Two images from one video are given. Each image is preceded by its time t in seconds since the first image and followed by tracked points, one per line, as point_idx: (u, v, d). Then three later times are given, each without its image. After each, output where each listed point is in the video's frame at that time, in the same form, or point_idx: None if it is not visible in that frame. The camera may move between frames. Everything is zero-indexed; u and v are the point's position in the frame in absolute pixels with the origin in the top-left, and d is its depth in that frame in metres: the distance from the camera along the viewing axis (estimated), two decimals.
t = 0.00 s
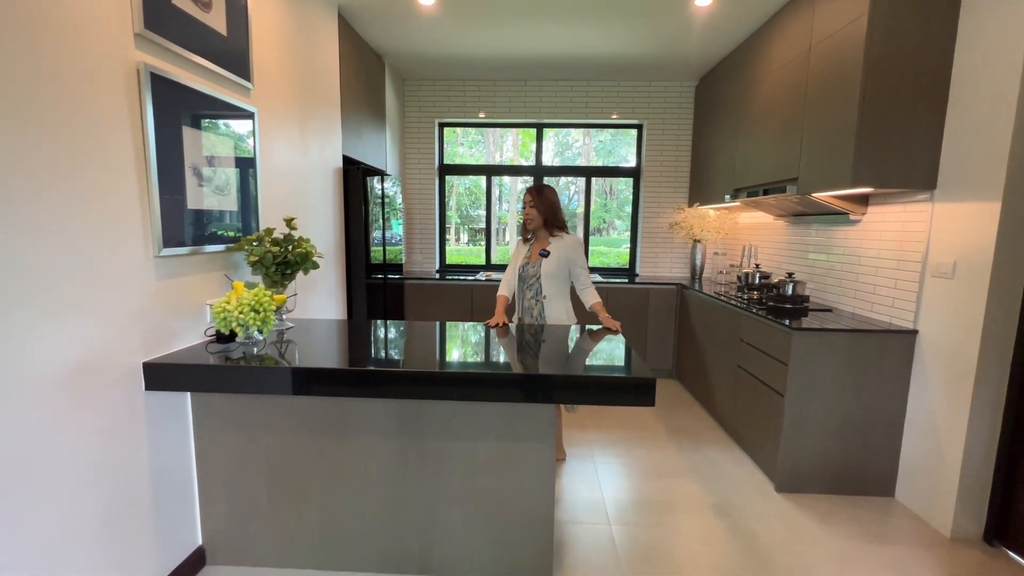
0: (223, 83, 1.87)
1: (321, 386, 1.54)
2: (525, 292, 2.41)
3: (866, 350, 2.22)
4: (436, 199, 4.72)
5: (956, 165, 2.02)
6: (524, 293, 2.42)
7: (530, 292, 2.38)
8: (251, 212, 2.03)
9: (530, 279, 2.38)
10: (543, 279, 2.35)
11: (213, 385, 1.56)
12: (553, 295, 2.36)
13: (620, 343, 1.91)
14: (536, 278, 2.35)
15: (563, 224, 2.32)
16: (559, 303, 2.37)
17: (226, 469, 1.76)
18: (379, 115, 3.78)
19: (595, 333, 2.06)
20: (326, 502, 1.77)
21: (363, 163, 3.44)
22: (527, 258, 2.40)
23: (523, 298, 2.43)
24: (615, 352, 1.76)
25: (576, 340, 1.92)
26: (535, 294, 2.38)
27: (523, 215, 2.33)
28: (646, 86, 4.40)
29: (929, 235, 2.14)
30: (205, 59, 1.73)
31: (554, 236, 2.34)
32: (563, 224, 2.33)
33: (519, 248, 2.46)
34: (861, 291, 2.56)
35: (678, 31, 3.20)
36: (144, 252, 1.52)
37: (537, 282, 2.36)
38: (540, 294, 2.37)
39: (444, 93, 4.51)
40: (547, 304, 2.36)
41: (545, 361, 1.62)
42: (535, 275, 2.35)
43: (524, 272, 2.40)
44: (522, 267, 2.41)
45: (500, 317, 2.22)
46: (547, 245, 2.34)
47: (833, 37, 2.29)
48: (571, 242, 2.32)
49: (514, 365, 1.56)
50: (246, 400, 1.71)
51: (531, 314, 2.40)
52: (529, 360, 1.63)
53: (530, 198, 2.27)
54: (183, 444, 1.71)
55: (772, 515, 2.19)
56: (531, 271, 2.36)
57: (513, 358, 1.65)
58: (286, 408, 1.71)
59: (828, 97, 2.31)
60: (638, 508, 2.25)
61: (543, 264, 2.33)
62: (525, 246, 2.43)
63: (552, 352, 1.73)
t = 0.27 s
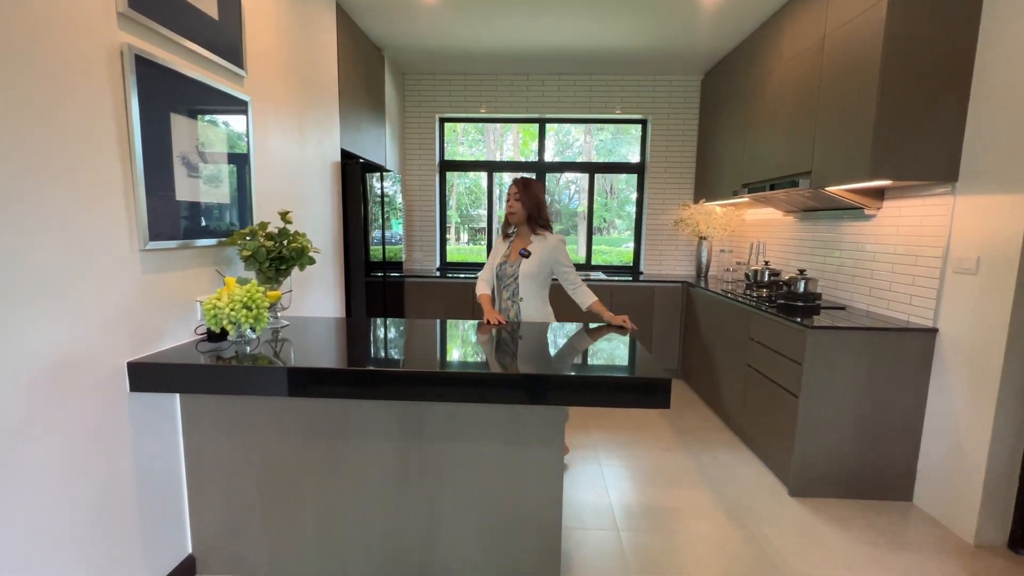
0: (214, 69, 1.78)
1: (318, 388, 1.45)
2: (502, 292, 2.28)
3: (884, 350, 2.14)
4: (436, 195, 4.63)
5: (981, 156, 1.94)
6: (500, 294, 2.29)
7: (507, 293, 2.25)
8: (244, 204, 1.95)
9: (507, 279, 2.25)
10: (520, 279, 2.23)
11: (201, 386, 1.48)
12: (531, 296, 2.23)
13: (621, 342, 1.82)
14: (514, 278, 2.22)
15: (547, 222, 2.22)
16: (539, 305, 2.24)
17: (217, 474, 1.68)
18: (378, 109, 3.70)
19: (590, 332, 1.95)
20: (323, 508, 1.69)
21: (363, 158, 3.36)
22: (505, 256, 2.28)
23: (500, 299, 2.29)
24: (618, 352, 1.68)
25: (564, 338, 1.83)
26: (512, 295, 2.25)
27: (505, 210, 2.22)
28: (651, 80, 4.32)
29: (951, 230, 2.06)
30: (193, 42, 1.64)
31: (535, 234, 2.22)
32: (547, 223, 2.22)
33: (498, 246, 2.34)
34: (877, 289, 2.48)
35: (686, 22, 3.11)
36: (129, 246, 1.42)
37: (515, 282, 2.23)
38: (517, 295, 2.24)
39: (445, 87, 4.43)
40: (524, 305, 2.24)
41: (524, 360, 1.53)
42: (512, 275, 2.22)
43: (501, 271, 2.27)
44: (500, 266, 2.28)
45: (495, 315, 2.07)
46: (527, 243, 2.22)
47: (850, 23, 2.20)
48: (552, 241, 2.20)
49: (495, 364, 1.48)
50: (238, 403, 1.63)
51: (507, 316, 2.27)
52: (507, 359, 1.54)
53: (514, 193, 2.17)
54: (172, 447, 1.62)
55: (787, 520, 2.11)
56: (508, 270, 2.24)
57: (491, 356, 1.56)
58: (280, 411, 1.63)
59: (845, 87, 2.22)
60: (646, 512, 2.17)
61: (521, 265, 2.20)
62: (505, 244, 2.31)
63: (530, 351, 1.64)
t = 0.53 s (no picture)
0: (195, 52, 1.67)
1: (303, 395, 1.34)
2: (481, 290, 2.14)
3: (907, 352, 2.03)
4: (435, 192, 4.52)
5: (1012, 147, 1.82)
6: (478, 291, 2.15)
7: (487, 289, 2.12)
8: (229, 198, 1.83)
9: (487, 275, 2.12)
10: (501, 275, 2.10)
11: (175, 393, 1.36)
12: (513, 293, 2.10)
13: (624, 339, 1.75)
14: (495, 274, 2.10)
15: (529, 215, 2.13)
16: (521, 303, 2.11)
17: (198, 485, 1.57)
18: (375, 102, 3.58)
19: (577, 334, 1.80)
20: (311, 522, 1.58)
21: (359, 152, 3.25)
22: (484, 251, 2.16)
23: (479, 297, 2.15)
24: (620, 351, 1.60)
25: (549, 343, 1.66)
26: (492, 292, 2.11)
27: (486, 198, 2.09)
28: (655, 74, 4.20)
29: (979, 225, 1.94)
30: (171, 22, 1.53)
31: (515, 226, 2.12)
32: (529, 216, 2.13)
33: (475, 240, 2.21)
34: (896, 287, 2.36)
35: (693, 10, 3.00)
36: (98, 240, 1.31)
37: (496, 278, 2.10)
38: (498, 292, 2.11)
39: (444, 81, 4.32)
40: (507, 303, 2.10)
41: (505, 367, 1.36)
42: (493, 271, 2.10)
43: (479, 267, 2.14)
44: (478, 261, 2.15)
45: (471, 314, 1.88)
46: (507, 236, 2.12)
47: (870, 7, 2.08)
48: (535, 235, 2.10)
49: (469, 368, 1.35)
50: (220, 411, 1.52)
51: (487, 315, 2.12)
52: (486, 367, 1.37)
53: (498, 181, 2.06)
54: (149, 458, 1.51)
55: (803, 531, 2.00)
56: (489, 265, 2.11)
57: (467, 363, 1.39)
58: (265, 418, 1.52)
59: (864, 74, 2.11)
60: (655, 523, 2.06)
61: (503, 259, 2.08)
62: (482, 237, 2.19)
63: (512, 357, 1.46)
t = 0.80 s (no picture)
0: (176, 38, 1.56)
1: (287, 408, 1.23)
2: (463, 293, 2.00)
3: (931, 357, 1.92)
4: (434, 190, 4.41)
5: None
6: (460, 295, 2.01)
7: (471, 293, 1.99)
8: (212, 194, 1.72)
9: (469, 277, 1.98)
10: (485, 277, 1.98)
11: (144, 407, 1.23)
12: (498, 296, 1.99)
13: (624, 339, 1.67)
14: (479, 276, 1.97)
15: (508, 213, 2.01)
16: (506, 306, 2.01)
17: (178, 503, 1.46)
18: (371, 97, 3.47)
19: (558, 336, 1.69)
20: (299, 541, 1.47)
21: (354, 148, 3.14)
22: (463, 251, 2.01)
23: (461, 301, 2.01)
24: (620, 352, 1.52)
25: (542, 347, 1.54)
26: (476, 295, 1.99)
27: (468, 195, 1.93)
28: (660, 68, 4.09)
29: (1008, 223, 1.83)
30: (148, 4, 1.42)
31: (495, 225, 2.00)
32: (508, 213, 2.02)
33: (451, 240, 2.05)
34: (915, 288, 2.26)
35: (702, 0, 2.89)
36: (62, 238, 1.20)
37: (480, 280, 1.98)
38: (483, 295, 1.99)
39: (443, 75, 4.21)
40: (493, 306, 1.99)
41: (489, 376, 1.24)
42: (476, 273, 1.97)
43: (460, 269, 2.00)
44: (458, 262, 2.00)
45: (454, 326, 1.69)
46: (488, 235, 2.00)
47: None
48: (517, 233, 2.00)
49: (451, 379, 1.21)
50: (201, 423, 1.41)
51: (472, 319, 1.99)
52: (469, 376, 1.24)
53: (482, 176, 1.90)
54: (123, 474, 1.40)
55: (821, 547, 1.89)
56: (471, 267, 1.98)
57: (448, 372, 1.27)
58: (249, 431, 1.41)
59: (886, 64, 2.00)
60: (665, 538, 1.95)
61: (487, 260, 1.96)
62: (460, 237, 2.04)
63: (496, 365, 1.34)
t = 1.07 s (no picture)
0: (160, 23, 1.47)
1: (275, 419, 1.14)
2: (443, 295, 1.89)
3: (956, 361, 1.82)
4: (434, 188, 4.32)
5: None
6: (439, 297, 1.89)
7: (452, 295, 1.88)
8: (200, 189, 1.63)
9: (449, 277, 1.88)
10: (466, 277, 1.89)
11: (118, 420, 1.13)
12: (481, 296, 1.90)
13: (625, 338, 1.58)
14: (460, 275, 1.88)
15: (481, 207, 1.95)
16: (489, 306, 1.93)
17: (162, 518, 1.37)
18: (370, 91, 3.38)
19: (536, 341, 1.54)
20: (291, 559, 1.38)
21: (353, 144, 3.05)
22: (439, 250, 1.89)
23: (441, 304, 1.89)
24: (621, 352, 1.42)
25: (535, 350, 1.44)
26: (458, 296, 1.89)
27: (451, 189, 1.82)
28: (666, 62, 4.00)
29: None
30: None
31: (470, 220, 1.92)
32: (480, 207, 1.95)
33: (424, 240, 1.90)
34: (936, 288, 2.17)
35: None
36: (31, 236, 1.11)
37: (461, 280, 1.88)
38: (465, 295, 1.89)
39: (443, 70, 4.11)
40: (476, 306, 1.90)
41: (471, 384, 1.14)
42: (456, 273, 1.88)
43: (437, 270, 1.88)
44: (434, 263, 1.88)
45: (455, 328, 1.59)
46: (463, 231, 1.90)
47: None
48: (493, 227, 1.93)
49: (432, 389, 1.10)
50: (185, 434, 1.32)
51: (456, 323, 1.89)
52: (449, 385, 1.14)
53: (465, 169, 1.82)
54: (103, 488, 1.32)
55: (841, 560, 1.80)
56: (450, 267, 1.87)
57: (427, 380, 1.16)
58: (236, 442, 1.32)
59: (908, 53, 1.90)
60: (676, 550, 1.86)
61: (467, 258, 1.87)
62: (434, 236, 1.91)
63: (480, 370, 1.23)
